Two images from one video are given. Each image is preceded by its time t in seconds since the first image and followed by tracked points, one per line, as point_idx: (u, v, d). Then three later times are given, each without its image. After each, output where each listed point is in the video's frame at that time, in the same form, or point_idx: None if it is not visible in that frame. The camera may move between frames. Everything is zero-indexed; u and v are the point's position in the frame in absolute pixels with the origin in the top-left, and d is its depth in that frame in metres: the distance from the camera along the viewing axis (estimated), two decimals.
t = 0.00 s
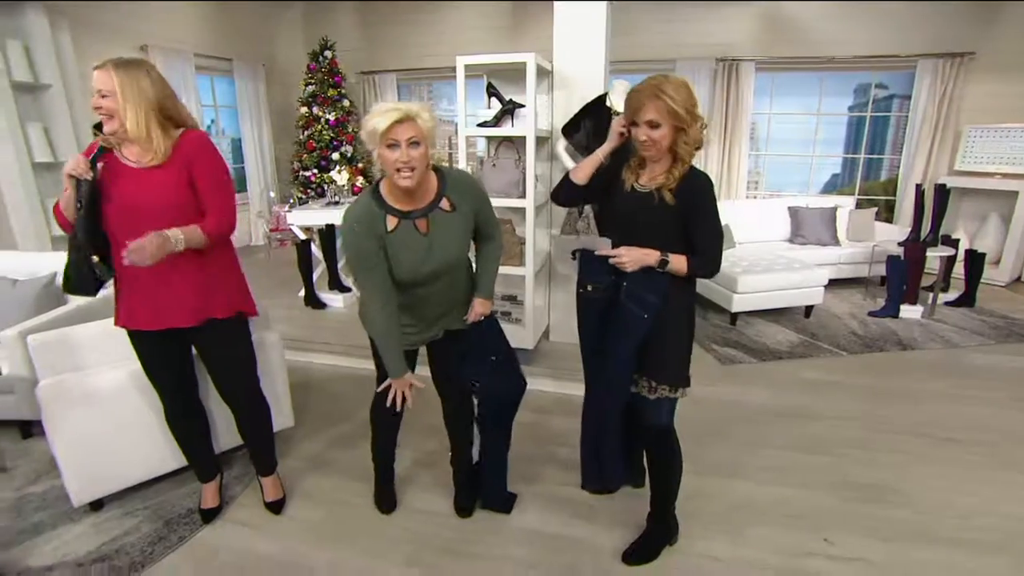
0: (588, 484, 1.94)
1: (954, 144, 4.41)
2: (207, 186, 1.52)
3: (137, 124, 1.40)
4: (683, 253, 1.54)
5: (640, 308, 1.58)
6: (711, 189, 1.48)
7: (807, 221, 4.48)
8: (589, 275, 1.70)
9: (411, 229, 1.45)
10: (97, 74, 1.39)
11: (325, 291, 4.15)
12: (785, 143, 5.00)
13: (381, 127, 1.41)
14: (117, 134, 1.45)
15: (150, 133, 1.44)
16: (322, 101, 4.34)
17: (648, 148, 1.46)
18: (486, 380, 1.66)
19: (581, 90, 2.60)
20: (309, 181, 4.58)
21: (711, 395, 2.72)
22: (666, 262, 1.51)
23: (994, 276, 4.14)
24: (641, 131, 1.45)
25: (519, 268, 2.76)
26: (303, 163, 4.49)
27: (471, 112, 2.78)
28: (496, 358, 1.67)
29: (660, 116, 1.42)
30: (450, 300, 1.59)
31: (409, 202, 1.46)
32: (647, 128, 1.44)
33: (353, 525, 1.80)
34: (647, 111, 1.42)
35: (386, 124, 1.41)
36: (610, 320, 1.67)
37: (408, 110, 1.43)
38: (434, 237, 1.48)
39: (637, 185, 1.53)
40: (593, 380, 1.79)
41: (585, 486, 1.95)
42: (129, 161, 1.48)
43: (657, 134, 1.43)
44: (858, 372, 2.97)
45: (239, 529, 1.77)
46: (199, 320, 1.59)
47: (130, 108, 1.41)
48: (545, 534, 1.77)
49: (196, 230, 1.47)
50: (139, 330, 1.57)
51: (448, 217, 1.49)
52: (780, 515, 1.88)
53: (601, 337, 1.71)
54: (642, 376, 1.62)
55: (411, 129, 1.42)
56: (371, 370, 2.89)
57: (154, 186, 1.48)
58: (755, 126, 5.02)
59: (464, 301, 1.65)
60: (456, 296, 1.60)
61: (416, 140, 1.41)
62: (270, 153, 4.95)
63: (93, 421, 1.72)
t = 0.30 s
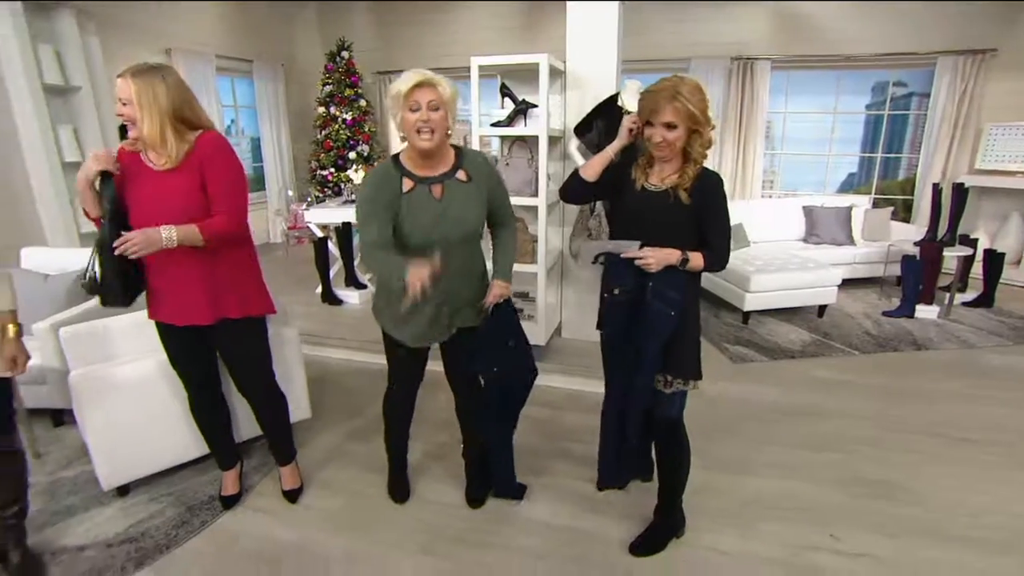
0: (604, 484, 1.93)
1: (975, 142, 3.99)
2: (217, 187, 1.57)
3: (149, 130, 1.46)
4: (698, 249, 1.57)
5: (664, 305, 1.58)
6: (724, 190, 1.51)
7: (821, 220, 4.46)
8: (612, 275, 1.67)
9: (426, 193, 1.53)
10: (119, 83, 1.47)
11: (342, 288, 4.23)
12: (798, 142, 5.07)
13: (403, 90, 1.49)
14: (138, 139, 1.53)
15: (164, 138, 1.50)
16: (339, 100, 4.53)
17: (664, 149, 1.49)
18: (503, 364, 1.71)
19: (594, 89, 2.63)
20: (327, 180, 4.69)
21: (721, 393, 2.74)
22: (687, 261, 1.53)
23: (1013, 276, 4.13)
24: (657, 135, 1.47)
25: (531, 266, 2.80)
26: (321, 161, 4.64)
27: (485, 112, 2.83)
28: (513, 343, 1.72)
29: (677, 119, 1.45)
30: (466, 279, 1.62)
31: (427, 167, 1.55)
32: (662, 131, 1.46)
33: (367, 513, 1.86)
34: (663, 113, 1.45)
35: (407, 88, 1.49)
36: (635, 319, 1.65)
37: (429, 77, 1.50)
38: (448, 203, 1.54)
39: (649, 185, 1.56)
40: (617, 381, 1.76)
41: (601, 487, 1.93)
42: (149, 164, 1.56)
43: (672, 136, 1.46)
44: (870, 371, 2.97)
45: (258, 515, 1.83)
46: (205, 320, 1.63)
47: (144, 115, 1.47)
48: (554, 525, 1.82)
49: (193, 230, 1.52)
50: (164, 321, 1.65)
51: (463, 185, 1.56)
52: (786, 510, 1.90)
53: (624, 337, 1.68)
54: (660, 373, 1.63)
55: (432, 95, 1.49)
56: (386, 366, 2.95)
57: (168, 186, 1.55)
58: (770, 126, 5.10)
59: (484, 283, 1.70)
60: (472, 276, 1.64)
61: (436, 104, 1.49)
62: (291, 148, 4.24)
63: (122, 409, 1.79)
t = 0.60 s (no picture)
0: (639, 482, 1.86)
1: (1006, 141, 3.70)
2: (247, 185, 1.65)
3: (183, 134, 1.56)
4: (710, 246, 1.60)
5: (681, 300, 1.61)
6: (735, 189, 1.55)
7: (843, 219, 4.56)
8: (630, 276, 1.66)
9: (451, 168, 1.59)
10: (156, 90, 1.57)
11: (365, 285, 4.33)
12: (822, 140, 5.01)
13: (433, 74, 1.52)
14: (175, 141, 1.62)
15: (197, 142, 1.60)
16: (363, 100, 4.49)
17: (677, 141, 1.52)
18: (517, 342, 1.79)
19: (611, 88, 2.67)
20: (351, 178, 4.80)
21: (736, 389, 2.76)
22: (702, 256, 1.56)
23: None
24: (669, 126, 1.51)
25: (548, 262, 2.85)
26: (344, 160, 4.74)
27: (505, 112, 2.88)
28: (530, 324, 1.79)
29: (689, 110, 1.49)
30: (488, 262, 1.70)
31: (449, 146, 1.60)
32: (675, 123, 1.51)
33: (388, 497, 1.93)
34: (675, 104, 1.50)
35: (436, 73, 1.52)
36: (654, 318, 1.65)
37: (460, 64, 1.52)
38: (472, 178, 1.60)
39: (661, 182, 1.59)
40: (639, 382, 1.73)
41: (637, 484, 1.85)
42: (185, 165, 1.66)
43: (684, 125, 1.50)
44: (889, 370, 2.96)
45: (285, 498, 1.92)
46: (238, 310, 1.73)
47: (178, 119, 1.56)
48: (567, 512, 1.87)
49: (214, 227, 1.63)
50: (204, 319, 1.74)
51: (487, 164, 1.63)
52: (797, 504, 1.93)
53: (642, 337, 1.68)
54: (682, 368, 1.64)
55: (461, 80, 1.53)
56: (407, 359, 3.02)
57: (202, 187, 1.66)
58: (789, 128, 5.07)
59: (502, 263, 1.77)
60: (492, 257, 1.71)
61: (464, 89, 1.53)
62: (318, 152, 3.79)
63: (159, 394, 1.90)
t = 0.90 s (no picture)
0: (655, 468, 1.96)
1: None
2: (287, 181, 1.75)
3: (227, 133, 1.66)
4: (727, 242, 1.64)
5: (700, 296, 1.65)
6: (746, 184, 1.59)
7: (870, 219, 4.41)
8: (650, 274, 1.70)
9: (490, 163, 1.66)
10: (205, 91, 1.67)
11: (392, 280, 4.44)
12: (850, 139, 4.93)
13: (473, 75, 1.59)
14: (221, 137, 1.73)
15: (240, 140, 1.70)
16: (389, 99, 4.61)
17: (676, 130, 1.61)
18: (541, 332, 1.82)
19: (634, 88, 2.71)
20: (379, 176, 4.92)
21: (756, 387, 2.78)
22: (720, 252, 1.61)
23: None
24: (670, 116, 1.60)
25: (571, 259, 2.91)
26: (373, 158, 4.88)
27: (529, 112, 2.94)
28: (554, 314, 1.82)
29: (690, 101, 1.56)
30: (521, 255, 1.75)
31: (488, 140, 1.69)
32: (677, 114, 1.59)
33: (412, 481, 2.02)
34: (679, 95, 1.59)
35: (477, 74, 1.59)
36: (675, 314, 1.69)
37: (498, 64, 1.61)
38: (510, 173, 1.67)
39: (672, 179, 1.65)
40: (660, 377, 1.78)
41: (654, 472, 1.93)
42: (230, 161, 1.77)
43: (684, 115, 1.57)
44: (913, 370, 2.94)
45: (315, 479, 2.02)
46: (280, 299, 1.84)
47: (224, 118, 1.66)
48: (584, 500, 1.93)
49: (269, 219, 1.73)
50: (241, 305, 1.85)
51: (525, 161, 1.70)
52: (812, 498, 1.95)
53: (664, 334, 1.71)
54: (700, 363, 1.68)
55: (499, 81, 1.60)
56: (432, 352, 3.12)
57: (245, 182, 1.76)
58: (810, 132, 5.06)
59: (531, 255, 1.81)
60: (524, 249, 1.76)
61: (503, 90, 1.60)
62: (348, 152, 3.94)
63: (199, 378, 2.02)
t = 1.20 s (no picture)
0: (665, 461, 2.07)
1: None
2: (327, 177, 1.85)
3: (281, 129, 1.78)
4: (744, 241, 1.64)
5: (708, 294, 1.67)
6: (758, 177, 1.58)
7: (902, 219, 4.28)
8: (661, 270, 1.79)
9: (519, 160, 1.66)
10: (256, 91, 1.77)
11: (420, 275, 4.54)
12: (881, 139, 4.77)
13: (526, 78, 1.56)
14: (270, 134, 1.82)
15: (288, 137, 1.81)
16: (420, 98, 4.82)
17: (689, 130, 1.65)
18: (574, 324, 1.86)
19: (658, 89, 2.71)
20: (408, 174, 5.03)
21: (779, 386, 2.77)
22: (733, 248, 1.61)
23: None
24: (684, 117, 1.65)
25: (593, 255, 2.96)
26: (403, 157, 4.96)
27: (554, 111, 2.99)
28: (584, 305, 1.86)
29: (703, 102, 1.60)
30: (546, 249, 1.75)
31: (523, 141, 1.68)
32: (691, 114, 1.63)
33: (435, 468, 2.10)
34: (693, 96, 1.63)
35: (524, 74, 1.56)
36: (684, 308, 1.77)
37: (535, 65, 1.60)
38: (540, 170, 1.68)
39: (689, 179, 1.71)
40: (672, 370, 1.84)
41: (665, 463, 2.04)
42: (272, 158, 1.86)
43: (692, 115, 1.63)
44: (941, 374, 2.89)
45: (342, 464, 2.12)
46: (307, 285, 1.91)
47: (278, 119, 1.79)
48: (599, 490, 1.98)
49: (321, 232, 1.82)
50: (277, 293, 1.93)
51: (551, 159, 1.71)
52: (827, 496, 1.96)
53: (674, 326, 1.81)
54: (716, 361, 1.68)
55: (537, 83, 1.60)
56: (456, 346, 3.20)
57: (285, 176, 1.83)
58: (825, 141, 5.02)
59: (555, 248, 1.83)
60: (550, 244, 1.75)
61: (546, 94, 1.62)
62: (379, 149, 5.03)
63: (234, 363, 2.13)
